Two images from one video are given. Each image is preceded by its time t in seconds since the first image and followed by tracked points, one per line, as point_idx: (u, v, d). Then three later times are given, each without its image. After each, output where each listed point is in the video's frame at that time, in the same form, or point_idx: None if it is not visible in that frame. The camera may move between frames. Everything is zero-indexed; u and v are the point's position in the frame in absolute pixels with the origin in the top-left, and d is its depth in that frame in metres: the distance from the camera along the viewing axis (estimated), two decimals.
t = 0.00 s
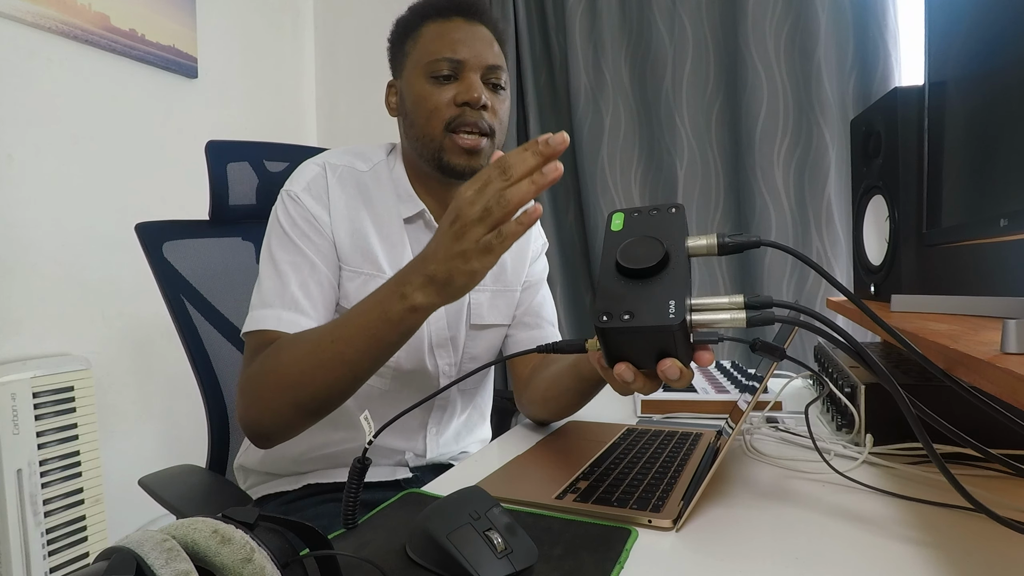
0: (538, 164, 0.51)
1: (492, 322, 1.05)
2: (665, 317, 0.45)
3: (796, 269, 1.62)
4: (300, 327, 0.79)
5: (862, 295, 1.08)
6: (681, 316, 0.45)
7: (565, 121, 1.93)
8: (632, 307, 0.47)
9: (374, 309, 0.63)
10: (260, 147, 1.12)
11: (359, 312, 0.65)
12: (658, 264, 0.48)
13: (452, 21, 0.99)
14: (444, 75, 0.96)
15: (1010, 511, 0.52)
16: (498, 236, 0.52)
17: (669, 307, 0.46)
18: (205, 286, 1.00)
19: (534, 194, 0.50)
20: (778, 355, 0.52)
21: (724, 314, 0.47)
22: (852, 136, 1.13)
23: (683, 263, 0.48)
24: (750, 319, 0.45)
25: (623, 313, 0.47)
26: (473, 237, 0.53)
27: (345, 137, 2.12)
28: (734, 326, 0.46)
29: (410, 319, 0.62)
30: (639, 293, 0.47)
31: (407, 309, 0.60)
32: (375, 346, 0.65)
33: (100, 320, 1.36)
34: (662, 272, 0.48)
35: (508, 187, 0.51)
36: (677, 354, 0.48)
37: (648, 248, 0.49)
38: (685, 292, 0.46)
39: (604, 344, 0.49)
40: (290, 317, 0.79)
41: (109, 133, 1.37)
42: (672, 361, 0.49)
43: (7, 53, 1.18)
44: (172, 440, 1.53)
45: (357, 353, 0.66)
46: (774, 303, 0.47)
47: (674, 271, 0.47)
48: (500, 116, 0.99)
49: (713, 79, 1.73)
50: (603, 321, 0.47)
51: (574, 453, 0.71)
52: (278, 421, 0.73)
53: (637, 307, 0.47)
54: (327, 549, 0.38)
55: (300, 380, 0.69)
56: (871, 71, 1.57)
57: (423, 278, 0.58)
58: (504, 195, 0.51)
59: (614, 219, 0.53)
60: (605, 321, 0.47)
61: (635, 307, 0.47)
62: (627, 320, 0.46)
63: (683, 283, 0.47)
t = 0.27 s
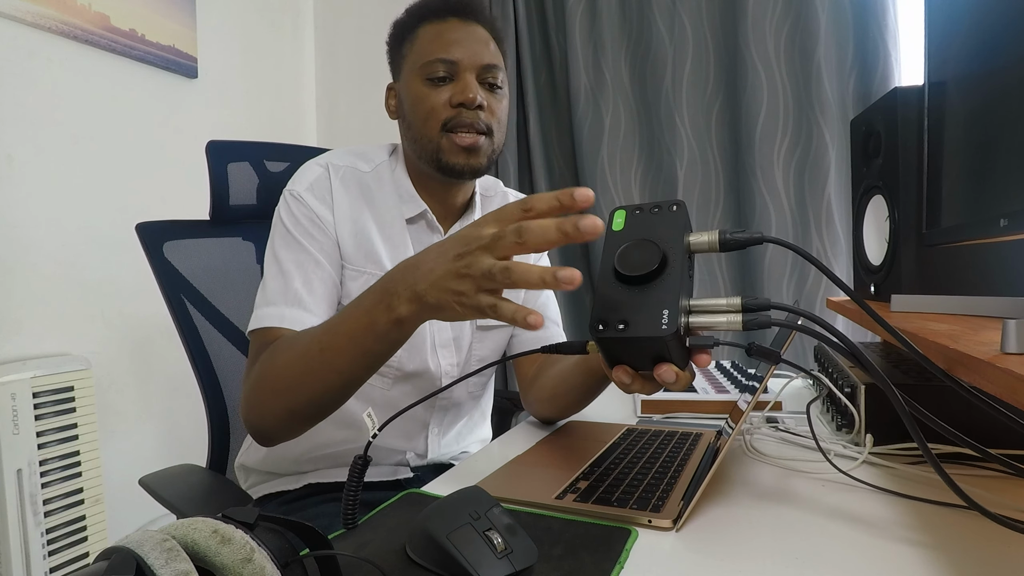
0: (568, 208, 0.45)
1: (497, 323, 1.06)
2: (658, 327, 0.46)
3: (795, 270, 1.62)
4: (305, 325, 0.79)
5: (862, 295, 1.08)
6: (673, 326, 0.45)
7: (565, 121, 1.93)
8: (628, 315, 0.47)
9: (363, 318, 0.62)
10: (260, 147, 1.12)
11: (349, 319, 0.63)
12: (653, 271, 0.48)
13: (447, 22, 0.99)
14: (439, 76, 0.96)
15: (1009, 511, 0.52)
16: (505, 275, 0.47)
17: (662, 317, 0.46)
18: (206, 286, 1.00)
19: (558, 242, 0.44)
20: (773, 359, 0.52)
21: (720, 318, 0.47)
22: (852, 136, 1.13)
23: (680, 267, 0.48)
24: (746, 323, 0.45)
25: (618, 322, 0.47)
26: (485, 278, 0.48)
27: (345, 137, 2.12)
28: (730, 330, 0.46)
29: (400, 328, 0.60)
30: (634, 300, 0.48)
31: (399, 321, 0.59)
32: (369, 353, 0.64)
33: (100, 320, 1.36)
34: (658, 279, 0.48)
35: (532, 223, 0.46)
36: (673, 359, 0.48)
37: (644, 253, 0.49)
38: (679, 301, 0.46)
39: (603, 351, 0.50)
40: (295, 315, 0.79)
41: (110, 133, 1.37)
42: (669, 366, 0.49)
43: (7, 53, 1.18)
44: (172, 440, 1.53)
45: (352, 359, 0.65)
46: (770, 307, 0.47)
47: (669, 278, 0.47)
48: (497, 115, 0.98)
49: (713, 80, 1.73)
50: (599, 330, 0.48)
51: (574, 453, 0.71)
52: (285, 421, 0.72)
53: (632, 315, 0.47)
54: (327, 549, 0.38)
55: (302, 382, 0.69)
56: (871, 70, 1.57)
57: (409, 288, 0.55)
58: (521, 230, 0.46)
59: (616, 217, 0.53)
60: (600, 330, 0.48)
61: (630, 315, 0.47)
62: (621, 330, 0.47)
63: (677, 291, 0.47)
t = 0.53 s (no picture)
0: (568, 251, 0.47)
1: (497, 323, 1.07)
2: (660, 329, 0.46)
3: (796, 270, 1.62)
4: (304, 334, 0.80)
5: (862, 294, 1.08)
6: (675, 329, 0.45)
7: (565, 121, 1.93)
8: (629, 317, 0.47)
9: (370, 335, 0.62)
10: (260, 147, 1.12)
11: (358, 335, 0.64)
12: (654, 272, 0.48)
13: (448, 22, 0.99)
14: (443, 79, 0.96)
15: (1009, 511, 0.52)
16: (491, 299, 0.48)
17: (664, 319, 0.46)
18: (206, 286, 1.00)
19: (549, 277, 0.46)
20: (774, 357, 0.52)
21: (722, 317, 0.48)
22: (852, 137, 1.13)
23: (681, 267, 0.48)
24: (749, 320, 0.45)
25: (620, 325, 0.47)
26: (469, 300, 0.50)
27: (345, 138, 2.12)
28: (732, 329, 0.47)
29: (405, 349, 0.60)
30: (636, 303, 0.48)
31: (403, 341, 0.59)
32: (373, 371, 0.64)
33: (100, 320, 1.36)
34: (659, 280, 0.48)
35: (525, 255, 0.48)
36: (675, 359, 0.48)
37: (646, 253, 0.49)
38: (680, 303, 0.46)
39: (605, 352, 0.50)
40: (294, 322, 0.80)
41: (110, 133, 1.37)
42: (671, 365, 0.49)
43: (7, 53, 1.18)
44: (171, 440, 1.53)
45: (354, 375, 0.65)
46: (773, 305, 0.47)
47: (670, 279, 0.47)
48: (499, 117, 0.99)
49: (714, 80, 1.73)
50: (601, 332, 0.48)
51: (574, 453, 0.71)
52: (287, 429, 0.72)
53: (633, 318, 0.47)
54: (327, 549, 0.38)
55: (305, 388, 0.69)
56: (871, 71, 1.57)
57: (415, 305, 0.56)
58: (512, 259, 0.47)
59: (617, 215, 0.53)
60: (602, 332, 0.48)
61: (632, 318, 0.47)
62: (623, 333, 0.47)
63: (679, 293, 0.47)
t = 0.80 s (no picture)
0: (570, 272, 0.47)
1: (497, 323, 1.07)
2: (661, 330, 0.46)
3: (796, 270, 1.62)
4: (302, 334, 0.80)
5: (863, 294, 1.08)
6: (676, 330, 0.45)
7: (565, 121, 1.93)
8: (630, 318, 0.48)
9: (376, 347, 0.63)
10: (260, 147, 1.12)
11: (362, 344, 0.64)
12: (654, 272, 0.48)
13: (444, 22, 0.99)
14: (437, 79, 0.96)
15: (1009, 511, 0.52)
16: (502, 325, 0.49)
17: (665, 320, 0.46)
18: (205, 286, 1.00)
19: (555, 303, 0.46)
20: (774, 356, 0.51)
21: (723, 316, 0.47)
22: (852, 137, 1.13)
23: (682, 265, 0.48)
24: (749, 319, 0.45)
25: (621, 325, 0.47)
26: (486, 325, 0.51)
27: (345, 138, 2.12)
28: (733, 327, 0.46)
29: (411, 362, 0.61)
30: (637, 303, 0.48)
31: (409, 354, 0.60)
32: (377, 381, 0.65)
33: (100, 320, 1.36)
34: (660, 279, 0.48)
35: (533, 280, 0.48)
36: (676, 359, 0.48)
37: (647, 252, 0.49)
38: (681, 304, 0.47)
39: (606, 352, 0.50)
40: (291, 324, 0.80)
41: (110, 133, 1.38)
42: (672, 365, 0.49)
43: (7, 53, 1.18)
44: (171, 440, 1.53)
45: (359, 386, 0.66)
46: (775, 304, 0.46)
47: (671, 280, 0.47)
48: (495, 118, 0.99)
49: (712, 80, 1.73)
50: (602, 333, 0.48)
51: (574, 453, 0.71)
52: (287, 432, 0.72)
53: (635, 318, 0.47)
54: (327, 549, 0.38)
55: (310, 393, 0.69)
56: (871, 71, 1.57)
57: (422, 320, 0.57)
58: (521, 287, 0.48)
59: (618, 211, 0.53)
60: (603, 333, 0.48)
61: (633, 319, 0.47)
62: (624, 333, 0.47)
63: (680, 293, 0.47)
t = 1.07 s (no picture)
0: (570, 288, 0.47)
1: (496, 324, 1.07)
2: (658, 335, 0.46)
3: (795, 269, 1.62)
4: (300, 341, 0.81)
5: (862, 294, 1.08)
6: (672, 334, 0.45)
7: (565, 121, 1.93)
8: (627, 323, 0.48)
9: (376, 352, 0.63)
10: (260, 147, 1.12)
11: (364, 348, 0.65)
12: (652, 275, 0.48)
13: (473, 29, 0.99)
14: (469, 93, 0.97)
15: (1009, 511, 0.52)
16: (500, 334, 0.50)
17: (662, 325, 0.46)
18: (205, 286, 1.00)
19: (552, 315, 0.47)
20: (773, 358, 0.52)
21: (720, 319, 0.47)
22: (852, 136, 1.13)
23: (679, 269, 0.48)
24: (746, 322, 0.45)
25: (618, 330, 0.48)
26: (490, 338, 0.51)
27: (345, 138, 2.12)
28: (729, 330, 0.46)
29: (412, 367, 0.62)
30: (635, 308, 0.48)
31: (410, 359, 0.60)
32: (378, 385, 0.65)
33: (99, 319, 1.36)
34: (657, 284, 0.48)
35: (535, 293, 0.48)
36: (674, 362, 0.48)
37: (643, 256, 0.49)
38: (677, 308, 0.47)
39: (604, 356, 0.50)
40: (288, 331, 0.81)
41: (110, 133, 1.38)
42: (670, 368, 0.49)
43: (7, 53, 1.18)
44: (171, 440, 1.53)
45: (360, 390, 0.66)
46: (772, 306, 0.46)
47: (667, 284, 0.47)
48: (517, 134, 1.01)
49: (713, 81, 1.73)
50: (600, 338, 0.48)
51: (574, 453, 0.71)
52: (287, 436, 0.72)
53: (632, 323, 0.48)
54: (327, 549, 0.38)
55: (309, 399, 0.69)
56: (871, 70, 1.57)
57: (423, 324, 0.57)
58: (523, 301, 0.48)
59: (614, 213, 0.53)
60: (600, 338, 0.48)
61: (629, 323, 0.48)
62: (621, 338, 0.47)
63: (676, 298, 0.47)
